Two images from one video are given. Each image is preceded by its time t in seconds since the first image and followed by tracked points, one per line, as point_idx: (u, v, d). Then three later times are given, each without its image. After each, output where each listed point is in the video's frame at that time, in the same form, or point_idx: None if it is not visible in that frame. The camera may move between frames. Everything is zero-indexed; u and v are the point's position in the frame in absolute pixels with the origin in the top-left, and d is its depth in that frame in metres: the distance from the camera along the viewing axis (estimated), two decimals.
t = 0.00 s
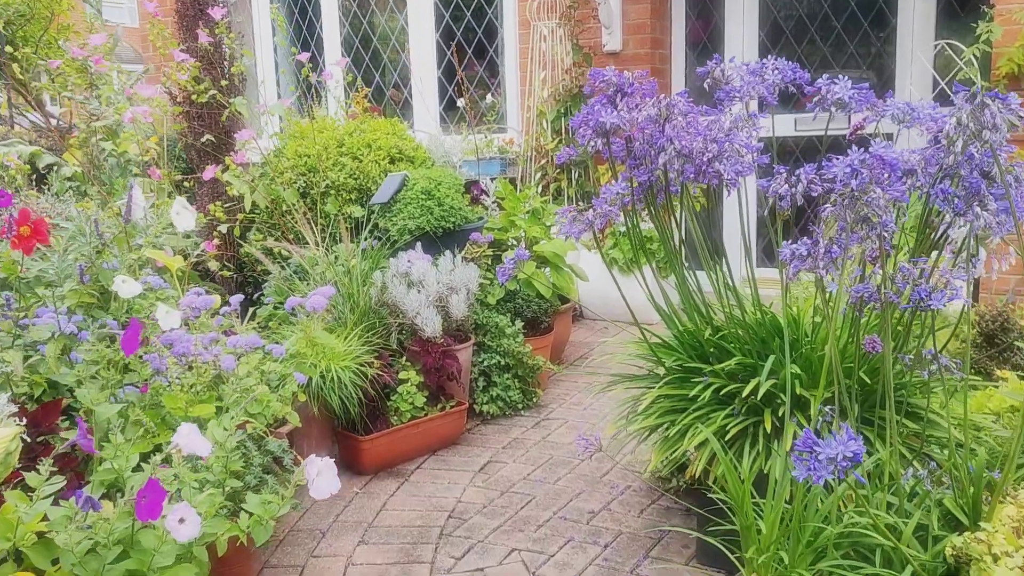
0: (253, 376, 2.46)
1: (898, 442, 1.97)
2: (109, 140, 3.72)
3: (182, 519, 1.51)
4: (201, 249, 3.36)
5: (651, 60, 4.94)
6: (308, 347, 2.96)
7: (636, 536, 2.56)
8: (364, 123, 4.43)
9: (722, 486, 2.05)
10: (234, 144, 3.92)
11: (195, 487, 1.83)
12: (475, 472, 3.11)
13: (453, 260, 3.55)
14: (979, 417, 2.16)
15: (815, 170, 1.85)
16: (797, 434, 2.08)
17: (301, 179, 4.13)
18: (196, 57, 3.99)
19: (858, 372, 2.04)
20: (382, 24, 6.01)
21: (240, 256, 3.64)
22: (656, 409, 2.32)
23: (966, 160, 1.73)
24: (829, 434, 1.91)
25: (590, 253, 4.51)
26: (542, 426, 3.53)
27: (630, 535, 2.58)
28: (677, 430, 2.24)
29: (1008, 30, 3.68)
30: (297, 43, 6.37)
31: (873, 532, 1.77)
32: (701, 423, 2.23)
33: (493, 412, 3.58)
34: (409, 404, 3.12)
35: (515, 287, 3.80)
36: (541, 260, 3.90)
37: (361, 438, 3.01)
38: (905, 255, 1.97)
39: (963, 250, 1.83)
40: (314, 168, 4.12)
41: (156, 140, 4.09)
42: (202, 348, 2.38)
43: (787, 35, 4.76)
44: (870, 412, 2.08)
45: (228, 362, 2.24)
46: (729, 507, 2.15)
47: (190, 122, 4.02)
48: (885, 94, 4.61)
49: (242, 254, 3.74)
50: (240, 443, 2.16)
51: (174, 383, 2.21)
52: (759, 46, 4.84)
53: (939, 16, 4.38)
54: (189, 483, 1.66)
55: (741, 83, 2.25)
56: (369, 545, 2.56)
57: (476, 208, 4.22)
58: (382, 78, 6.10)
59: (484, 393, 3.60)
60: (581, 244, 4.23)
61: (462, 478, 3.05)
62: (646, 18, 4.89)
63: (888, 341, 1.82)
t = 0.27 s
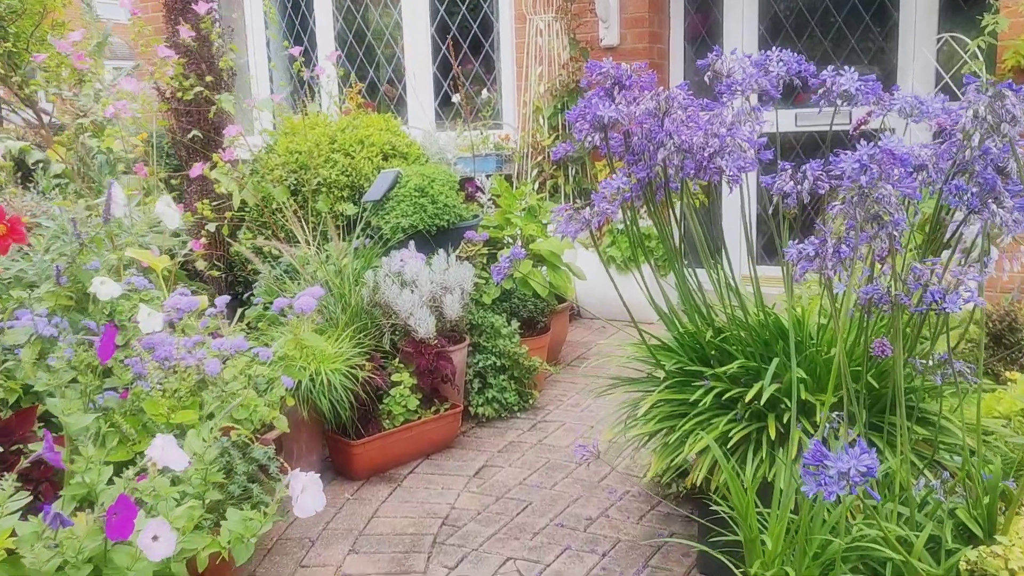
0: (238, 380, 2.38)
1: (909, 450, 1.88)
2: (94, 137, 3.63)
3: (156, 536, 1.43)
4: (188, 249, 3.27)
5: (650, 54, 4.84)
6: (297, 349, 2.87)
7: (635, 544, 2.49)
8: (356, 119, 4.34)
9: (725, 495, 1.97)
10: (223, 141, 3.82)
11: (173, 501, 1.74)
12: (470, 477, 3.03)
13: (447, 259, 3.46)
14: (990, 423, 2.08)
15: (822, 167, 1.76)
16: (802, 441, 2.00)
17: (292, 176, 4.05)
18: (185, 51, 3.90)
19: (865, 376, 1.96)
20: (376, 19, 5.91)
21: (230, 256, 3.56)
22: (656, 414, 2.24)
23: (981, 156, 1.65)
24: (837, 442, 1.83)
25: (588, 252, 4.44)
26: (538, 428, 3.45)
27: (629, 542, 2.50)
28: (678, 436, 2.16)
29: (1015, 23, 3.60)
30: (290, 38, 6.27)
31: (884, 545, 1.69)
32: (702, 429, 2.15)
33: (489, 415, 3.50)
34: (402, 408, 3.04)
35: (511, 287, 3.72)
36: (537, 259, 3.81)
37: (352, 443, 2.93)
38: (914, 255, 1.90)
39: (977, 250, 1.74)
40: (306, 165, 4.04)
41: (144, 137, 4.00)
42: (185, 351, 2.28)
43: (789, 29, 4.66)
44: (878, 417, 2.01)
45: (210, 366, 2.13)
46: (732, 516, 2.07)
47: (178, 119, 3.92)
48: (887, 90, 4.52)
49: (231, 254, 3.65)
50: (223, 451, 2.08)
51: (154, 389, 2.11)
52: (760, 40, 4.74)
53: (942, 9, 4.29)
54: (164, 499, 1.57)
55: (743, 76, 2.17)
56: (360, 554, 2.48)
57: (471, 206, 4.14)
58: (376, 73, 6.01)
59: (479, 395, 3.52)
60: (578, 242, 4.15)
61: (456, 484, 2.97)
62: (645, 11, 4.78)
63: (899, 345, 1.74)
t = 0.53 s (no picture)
0: (222, 388, 2.29)
1: (918, 462, 1.80)
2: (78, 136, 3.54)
3: (123, 562, 1.37)
4: (175, 250, 3.18)
5: (647, 51, 4.76)
6: (285, 354, 2.79)
7: (633, 555, 2.41)
8: (349, 117, 4.26)
9: (727, 508, 1.89)
10: (211, 139, 3.73)
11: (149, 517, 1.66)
12: (464, 484, 2.95)
13: (441, 261, 3.38)
14: (1002, 431, 2.01)
15: (829, 166, 1.68)
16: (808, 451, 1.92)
17: (283, 175, 3.97)
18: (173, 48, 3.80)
19: (874, 385, 1.89)
20: (370, 15, 5.82)
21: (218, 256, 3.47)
22: (655, 423, 2.16)
23: (996, 156, 1.58)
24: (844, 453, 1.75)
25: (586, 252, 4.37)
26: (534, 433, 3.38)
27: (627, 553, 2.42)
28: (677, 446, 2.08)
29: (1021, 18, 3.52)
30: (284, 35, 6.19)
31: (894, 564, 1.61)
32: (703, 438, 2.07)
33: (484, 419, 3.43)
34: (395, 413, 2.96)
35: (507, 288, 3.65)
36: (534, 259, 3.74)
37: (342, 450, 2.85)
38: (924, 258, 1.82)
39: (991, 255, 1.67)
40: (297, 164, 3.96)
41: (131, 135, 3.91)
42: (167, 358, 2.17)
43: (789, 24, 4.58)
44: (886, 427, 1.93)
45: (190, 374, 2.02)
46: (734, 530, 2.00)
47: (165, 117, 3.83)
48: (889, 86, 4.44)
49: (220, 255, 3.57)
50: (205, 463, 2.00)
51: (133, 398, 2.03)
52: (759, 36, 4.66)
53: (946, 5, 4.21)
54: (137, 517, 1.49)
55: (746, 72, 2.09)
56: (349, 567, 2.41)
57: (466, 205, 4.06)
58: (370, 70, 5.93)
59: (474, 399, 3.45)
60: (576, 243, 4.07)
61: (449, 491, 2.89)
62: (643, 7, 4.71)
63: (910, 353, 1.66)
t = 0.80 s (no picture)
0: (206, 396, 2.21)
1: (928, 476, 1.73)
2: (64, 134, 3.45)
3: None
4: (162, 252, 3.11)
5: (647, 47, 4.68)
6: (274, 359, 2.71)
7: (631, 567, 2.34)
8: (343, 115, 4.19)
9: (729, 523, 1.82)
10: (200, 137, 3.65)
11: (124, 535, 1.59)
12: (458, 492, 2.88)
13: (435, 262, 3.30)
14: (1015, 442, 1.93)
15: (836, 167, 1.60)
16: (813, 464, 1.85)
17: (275, 174, 3.89)
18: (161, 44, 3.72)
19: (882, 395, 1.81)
20: (366, 11, 5.74)
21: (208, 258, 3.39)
22: (654, 432, 2.08)
23: (1013, 156, 1.50)
24: (851, 467, 1.67)
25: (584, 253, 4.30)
26: (531, 439, 3.30)
27: (626, 565, 2.35)
28: (677, 457, 2.00)
29: None
30: (279, 31, 6.10)
31: None
32: (704, 450, 1.99)
33: (479, 424, 3.35)
34: (387, 419, 2.88)
35: (503, 290, 3.57)
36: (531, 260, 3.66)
37: (333, 457, 2.77)
38: (934, 263, 1.74)
39: (1007, 259, 1.59)
40: (289, 163, 3.88)
41: (119, 133, 3.83)
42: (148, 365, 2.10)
43: (791, 20, 4.50)
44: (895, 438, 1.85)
45: (170, 383, 1.93)
46: (736, 545, 1.92)
47: (154, 115, 3.75)
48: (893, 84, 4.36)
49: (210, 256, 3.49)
50: (186, 474, 1.92)
51: (111, 407, 1.95)
52: (760, 32, 4.58)
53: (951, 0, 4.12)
54: (108, 537, 1.41)
55: (750, 68, 2.01)
56: None
57: (462, 205, 3.98)
58: (366, 67, 5.84)
59: (469, 404, 3.37)
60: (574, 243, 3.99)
61: (443, 500, 2.82)
62: (642, 3, 4.63)
63: (922, 364, 1.58)
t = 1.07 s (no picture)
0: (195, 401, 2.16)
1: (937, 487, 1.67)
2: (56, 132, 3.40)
3: None
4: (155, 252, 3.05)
5: (650, 44, 4.61)
6: (267, 363, 2.65)
7: None
8: (340, 112, 4.13)
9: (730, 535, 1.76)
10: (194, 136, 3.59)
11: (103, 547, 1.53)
12: (455, 497, 2.82)
13: (432, 262, 3.25)
14: None
15: (843, 166, 1.54)
16: (817, 473, 1.79)
17: (271, 173, 3.84)
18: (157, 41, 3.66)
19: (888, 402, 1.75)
20: (366, 8, 5.68)
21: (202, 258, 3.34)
22: (654, 440, 2.03)
23: None
24: (857, 478, 1.61)
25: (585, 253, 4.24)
26: (530, 442, 3.24)
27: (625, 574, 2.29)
28: (677, 465, 1.95)
29: None
30: (278, 28, 6.05)
31: None
32: (706, 458, 1.94)
33: (477, 427, 3.30)
34: (383, 423, 2.83)
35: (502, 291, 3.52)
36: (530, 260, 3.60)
37: (327, 462, 2.72)
38: (944, 267, 1.68)
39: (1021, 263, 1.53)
40: (286, 161, 3.83)
41: (114, 130, 3.77)
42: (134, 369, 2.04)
43: (796, 17, 4.43)
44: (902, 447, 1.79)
45: (156, 389, 1.87)
46: (738, 556, 1.86)
47: (148, 112, 3.69)
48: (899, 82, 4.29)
49: (205, 256, 3.44)
50: (173, 482, 1.87)
51: (96, 413, 1.90)
52: (764, 29, 4.51)
53: None
54: (83, 552, 1.35)
55: (753, 65, 1.95)
56: None
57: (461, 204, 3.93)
58: (366, 65, 5.78)
59: (467, 406, 3.32)
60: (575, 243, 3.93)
61: (439, 506, 2.76)
62: None
63: (930, 371, 1.52)
